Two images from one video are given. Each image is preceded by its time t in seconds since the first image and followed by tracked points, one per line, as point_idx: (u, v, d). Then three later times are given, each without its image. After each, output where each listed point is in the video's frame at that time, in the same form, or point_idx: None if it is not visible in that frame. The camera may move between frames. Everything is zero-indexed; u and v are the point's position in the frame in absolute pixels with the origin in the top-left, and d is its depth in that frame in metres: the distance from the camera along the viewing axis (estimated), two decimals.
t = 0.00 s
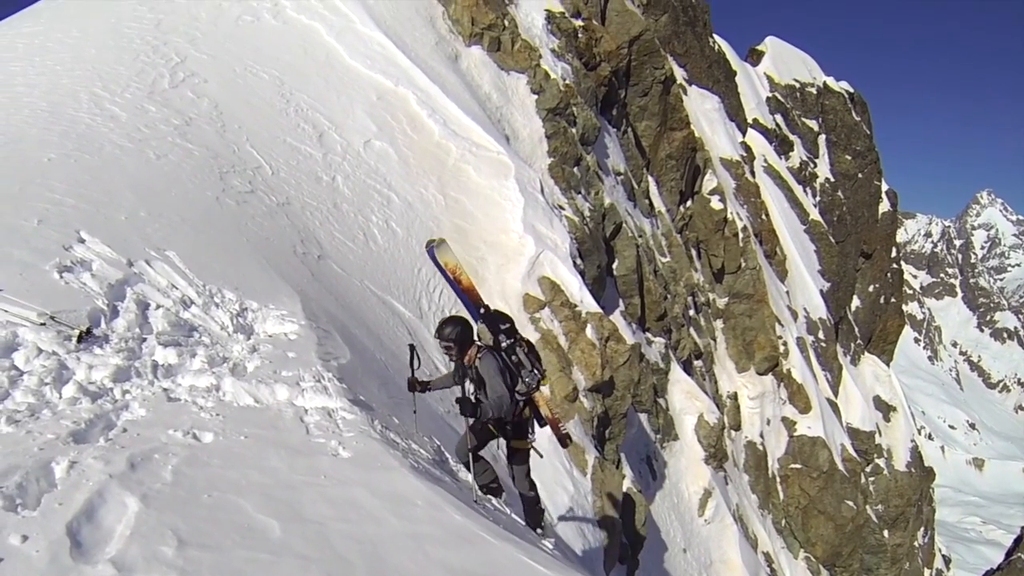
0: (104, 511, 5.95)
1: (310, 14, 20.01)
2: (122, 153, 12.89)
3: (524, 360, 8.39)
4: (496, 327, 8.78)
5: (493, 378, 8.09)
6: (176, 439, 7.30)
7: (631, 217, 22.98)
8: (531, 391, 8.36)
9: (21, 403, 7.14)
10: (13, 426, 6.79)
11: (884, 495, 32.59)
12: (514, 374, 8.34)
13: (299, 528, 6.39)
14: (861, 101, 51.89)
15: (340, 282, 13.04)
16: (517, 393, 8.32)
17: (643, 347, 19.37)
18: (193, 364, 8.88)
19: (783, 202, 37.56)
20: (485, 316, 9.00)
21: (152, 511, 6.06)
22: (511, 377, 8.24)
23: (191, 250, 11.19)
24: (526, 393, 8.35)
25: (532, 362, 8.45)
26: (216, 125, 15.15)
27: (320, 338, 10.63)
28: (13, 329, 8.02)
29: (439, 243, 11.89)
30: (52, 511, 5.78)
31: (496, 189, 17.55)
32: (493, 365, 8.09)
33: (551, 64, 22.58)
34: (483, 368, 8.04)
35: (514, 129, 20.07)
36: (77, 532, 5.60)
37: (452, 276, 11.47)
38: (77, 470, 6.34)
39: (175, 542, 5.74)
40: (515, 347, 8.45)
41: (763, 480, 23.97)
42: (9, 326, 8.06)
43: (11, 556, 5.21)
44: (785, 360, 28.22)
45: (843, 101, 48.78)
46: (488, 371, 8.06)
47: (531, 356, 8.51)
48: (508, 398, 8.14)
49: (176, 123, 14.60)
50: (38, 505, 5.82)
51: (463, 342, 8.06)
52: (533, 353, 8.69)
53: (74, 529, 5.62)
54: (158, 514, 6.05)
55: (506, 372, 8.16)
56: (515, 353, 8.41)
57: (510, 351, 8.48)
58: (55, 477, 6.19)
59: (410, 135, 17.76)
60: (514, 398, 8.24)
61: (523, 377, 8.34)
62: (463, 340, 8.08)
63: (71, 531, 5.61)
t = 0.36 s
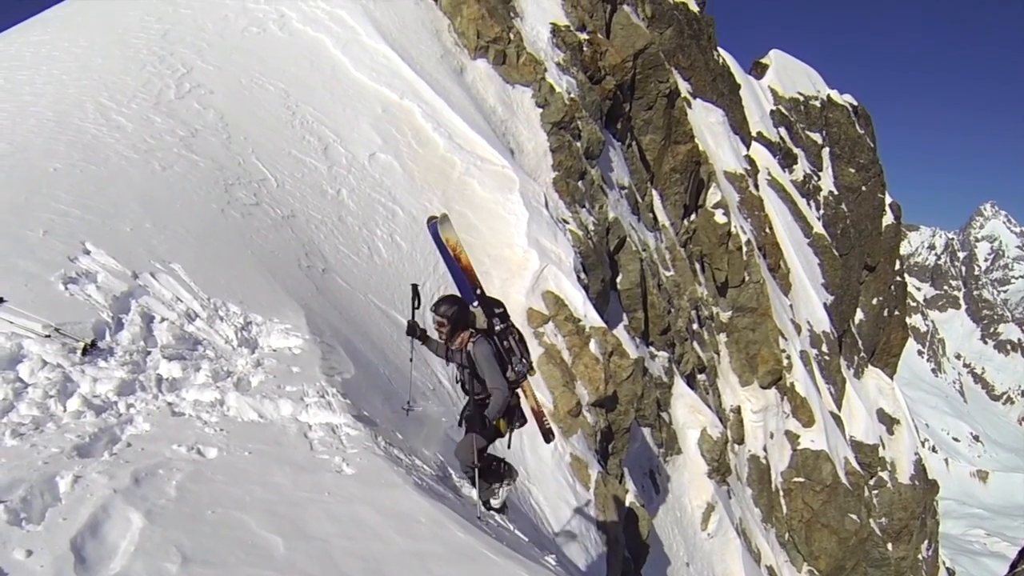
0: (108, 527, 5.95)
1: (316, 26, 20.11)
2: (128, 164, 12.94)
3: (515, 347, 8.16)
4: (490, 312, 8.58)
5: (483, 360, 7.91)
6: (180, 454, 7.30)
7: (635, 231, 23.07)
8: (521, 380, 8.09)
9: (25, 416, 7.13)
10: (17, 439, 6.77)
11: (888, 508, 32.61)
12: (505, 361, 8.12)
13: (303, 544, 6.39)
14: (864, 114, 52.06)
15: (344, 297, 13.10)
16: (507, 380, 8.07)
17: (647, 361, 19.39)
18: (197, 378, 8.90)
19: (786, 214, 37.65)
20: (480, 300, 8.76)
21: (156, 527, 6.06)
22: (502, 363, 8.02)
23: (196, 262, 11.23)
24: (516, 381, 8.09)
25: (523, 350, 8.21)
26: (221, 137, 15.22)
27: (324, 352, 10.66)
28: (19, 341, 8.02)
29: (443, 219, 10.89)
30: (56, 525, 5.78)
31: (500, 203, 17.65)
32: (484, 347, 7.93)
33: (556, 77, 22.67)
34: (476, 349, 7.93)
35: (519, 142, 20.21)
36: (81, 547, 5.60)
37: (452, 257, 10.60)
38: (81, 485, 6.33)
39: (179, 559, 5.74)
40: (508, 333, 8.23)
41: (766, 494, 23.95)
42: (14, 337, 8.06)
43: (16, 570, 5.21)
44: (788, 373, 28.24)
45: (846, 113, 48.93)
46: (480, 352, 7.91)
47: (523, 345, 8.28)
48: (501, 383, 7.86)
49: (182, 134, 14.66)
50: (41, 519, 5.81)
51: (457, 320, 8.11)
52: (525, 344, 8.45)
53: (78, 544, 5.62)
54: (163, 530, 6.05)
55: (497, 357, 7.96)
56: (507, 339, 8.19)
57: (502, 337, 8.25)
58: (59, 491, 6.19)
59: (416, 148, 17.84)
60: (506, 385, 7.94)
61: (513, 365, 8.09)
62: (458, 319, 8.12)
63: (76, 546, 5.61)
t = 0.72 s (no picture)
0: (113, 538, 5.95)
1: (321, 35, 20.21)
2: (133, 173, 12.98)
3: (503, 352, 8.24)
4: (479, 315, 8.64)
5: (472, 366, 7.98)
6: (185, 466, 7.29)
7: (640, 241, 23.08)
8: (508, 385, 8.16)
9: (30, 427, 7.16)
10: (22, 450, 6.78)
11: (892, 518, 32.57)
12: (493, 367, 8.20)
13: (308, 557, 6.38)
14: (868, 124, 52.15)
15: (349, 307, 13.11)
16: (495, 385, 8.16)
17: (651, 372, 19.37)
18: (202, 388, 8.89)
19: (790, 223, 37.66)
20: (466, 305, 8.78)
21: (160, 539, 6.05)
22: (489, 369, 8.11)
23: (201, 272, 11.25)
24: (504, 386, 8.17)
25: (511, 356, 8.29)
26: (226, 146, 15.26)
27: (328, 363, 10.65)
28: (24, 351, 8.06)
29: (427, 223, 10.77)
30: (61, 537, 5.78)
31: (505, 213, 17.69)
32: (474, 352, 8.01)
33: (560, 87, 22.71)
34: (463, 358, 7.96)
35: (524, 152, 20.27)
36: (86, 559, 5.60)
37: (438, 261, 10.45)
38: (86, 497, 6.33)
39: (183, 572, 5.73)
40: (496, 339, 8.30)
41: (770, 504, 23.89)
42: (19, 347, 8.09)
43: None
44: (793, 384, 28.21)
45: (850, 123, 49.02)
46: (468, 359, 7.97)
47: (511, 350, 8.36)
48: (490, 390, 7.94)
49: (186, 143, 14.70)
50: (46, 531, 5.81)
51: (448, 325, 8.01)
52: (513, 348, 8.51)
53: (82, 556, 5.62)
54: (167, 541, 6.03)
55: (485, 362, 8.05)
56: (495, 344, 8.26)
57: (490, 343, 8.33)
58: (64, 502, 6.20)
59: (421, 159, 17.88)
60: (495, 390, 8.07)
61: (501, 370, 8.17)
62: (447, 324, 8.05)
63: (81, 558, 5.61)
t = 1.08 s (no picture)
0: (123, 549, 5.92)
1: (329, 43, 20.29)
2: (142, 181, 13.01)
3: (501, 335, 8.38)
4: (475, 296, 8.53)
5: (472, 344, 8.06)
6: (196, 475, 7.27)
7: (649, 249, 23.07)
8: (504, 367, 8.37)
9: (39, 435, 7.15)
10: (31, 458, 6.78)
11: (902, 526, 32.45)
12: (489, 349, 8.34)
13: (321, 569, 6.35)
14: (876, 131, 52.09)
15: (359, 315, 13.12)
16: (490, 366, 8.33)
17: (660, 380, 19.33)
18: (212, 397, 8.88)
19: (799, 231, 37.59)
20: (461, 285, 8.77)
21: (172, 549, 6.02)
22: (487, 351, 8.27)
23: (210, 280, 11.26)
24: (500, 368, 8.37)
25: (507, 339, 8.46)
26: (235, 154, 15.30)
27: (339, 372, 10.64)
28: (33, 358, 8.07)
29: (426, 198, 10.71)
30: (71, 546, 5.76)
31: (514, 221, 17.70)
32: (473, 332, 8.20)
33: (569, 95, 22.72)
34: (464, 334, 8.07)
35: (532, 161, 20.29)
36: (97, 569, 5.58)
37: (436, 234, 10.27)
38: (96, 506, 6.32)
39: None
40: (494, 320, 8.40)
41: (779, 513, 23.78)
42: (28, 355, 8.10)
43: None
44: (802, 392, 28.14)
45: (858, 130, 48.96)
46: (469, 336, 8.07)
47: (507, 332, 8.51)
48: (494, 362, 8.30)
49: (196, 151, 14.75)
50: (56, 540, 5.80)
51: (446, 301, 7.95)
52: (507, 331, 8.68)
53: (93, 566, 5.60)
54: (179, 551, 6.01)
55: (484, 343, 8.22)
56: (493, 326, 8.38)
57: (487, 324, 8.42)
58: (74, 512, 6.18)
59: (430, 168, 17.91)
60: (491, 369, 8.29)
61: (497, 352, 8.36)
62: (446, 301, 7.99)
63: (91, 568, 5.59)
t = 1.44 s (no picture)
0: (143, 561, 5.91)
1: (343, 50, 20.37)
2: (157, 188, 13.07)
3: (518, 341, 7.61)
4: (500, 295, 7.67)
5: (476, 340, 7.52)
6: (214, 486, 7.27)
7: (663, 255, 23.02)
8: (514, 374, 7.70)
9: (56, 444, 7.16)
10: (48, 468, 6.79)
11: (917, 532, 32.27)
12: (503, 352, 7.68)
13: None
14: (889, 134, 51.89)
15: (375, 323, 13.15)
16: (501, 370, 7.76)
17: (675, 386, 19.27)
18: (229, 406, 8.89)
19: (813, 235, 37.44)
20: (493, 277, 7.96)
21: (192, 561, 6.00)
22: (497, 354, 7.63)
23: (226, 288, 11.30)
24: (510, 374, 7.70)
25: (526, 346, 7.64)
26: (250, 161, 15.36)
27: (356, 381, 10.64)
28: (49, 366, 8.10)
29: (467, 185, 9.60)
30: (89, 559, 5.75)
31: (530, 227, 17.72)
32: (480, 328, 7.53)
33: (583, 100, 22.70)
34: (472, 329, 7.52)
35: (547, 167, 20.30)
36: None
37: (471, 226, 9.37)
38: (114, 518, 6.31)
39: None
40: (513, 323, 7.63)
41: (795, 519, 23.68)
42: (44, 363, 8.13)
43: None
44: (817, 397, 28.03)
45: (872, 134, 48.79)
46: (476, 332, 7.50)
47: (528, 339, 7.69)
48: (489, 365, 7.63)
49: (210, 158, 14.82)
50: (74, 552, 5.80)
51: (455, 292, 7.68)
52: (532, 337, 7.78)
53: None
54: (198, 564, 5.99)
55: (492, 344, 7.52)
56: (511, 328, 7.63)
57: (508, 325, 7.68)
58: (92, 523, 6.18)
59: (445, 175, 17.96)
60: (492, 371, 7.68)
61: (510, 358, 7.64)
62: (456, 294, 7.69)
63: None
